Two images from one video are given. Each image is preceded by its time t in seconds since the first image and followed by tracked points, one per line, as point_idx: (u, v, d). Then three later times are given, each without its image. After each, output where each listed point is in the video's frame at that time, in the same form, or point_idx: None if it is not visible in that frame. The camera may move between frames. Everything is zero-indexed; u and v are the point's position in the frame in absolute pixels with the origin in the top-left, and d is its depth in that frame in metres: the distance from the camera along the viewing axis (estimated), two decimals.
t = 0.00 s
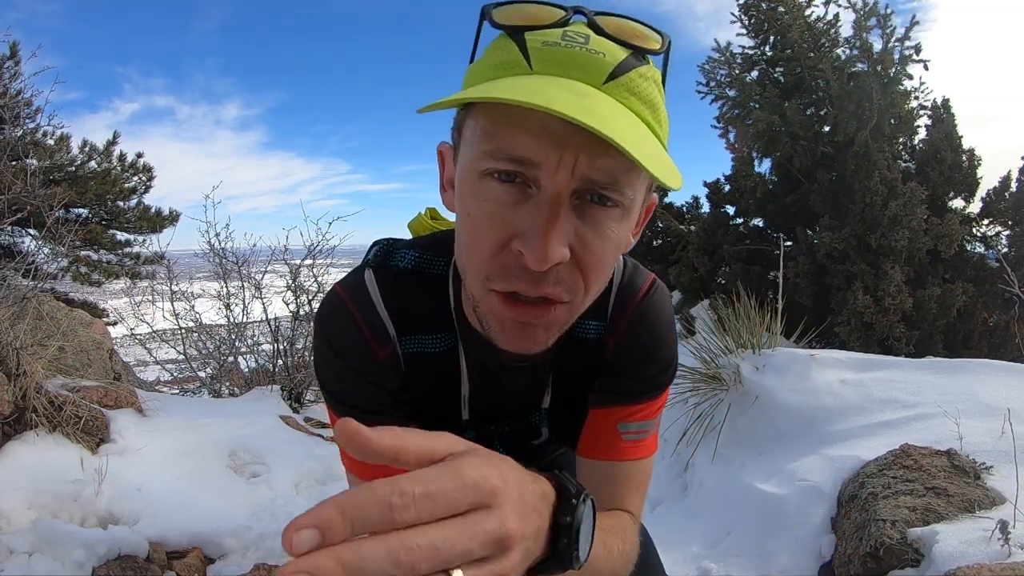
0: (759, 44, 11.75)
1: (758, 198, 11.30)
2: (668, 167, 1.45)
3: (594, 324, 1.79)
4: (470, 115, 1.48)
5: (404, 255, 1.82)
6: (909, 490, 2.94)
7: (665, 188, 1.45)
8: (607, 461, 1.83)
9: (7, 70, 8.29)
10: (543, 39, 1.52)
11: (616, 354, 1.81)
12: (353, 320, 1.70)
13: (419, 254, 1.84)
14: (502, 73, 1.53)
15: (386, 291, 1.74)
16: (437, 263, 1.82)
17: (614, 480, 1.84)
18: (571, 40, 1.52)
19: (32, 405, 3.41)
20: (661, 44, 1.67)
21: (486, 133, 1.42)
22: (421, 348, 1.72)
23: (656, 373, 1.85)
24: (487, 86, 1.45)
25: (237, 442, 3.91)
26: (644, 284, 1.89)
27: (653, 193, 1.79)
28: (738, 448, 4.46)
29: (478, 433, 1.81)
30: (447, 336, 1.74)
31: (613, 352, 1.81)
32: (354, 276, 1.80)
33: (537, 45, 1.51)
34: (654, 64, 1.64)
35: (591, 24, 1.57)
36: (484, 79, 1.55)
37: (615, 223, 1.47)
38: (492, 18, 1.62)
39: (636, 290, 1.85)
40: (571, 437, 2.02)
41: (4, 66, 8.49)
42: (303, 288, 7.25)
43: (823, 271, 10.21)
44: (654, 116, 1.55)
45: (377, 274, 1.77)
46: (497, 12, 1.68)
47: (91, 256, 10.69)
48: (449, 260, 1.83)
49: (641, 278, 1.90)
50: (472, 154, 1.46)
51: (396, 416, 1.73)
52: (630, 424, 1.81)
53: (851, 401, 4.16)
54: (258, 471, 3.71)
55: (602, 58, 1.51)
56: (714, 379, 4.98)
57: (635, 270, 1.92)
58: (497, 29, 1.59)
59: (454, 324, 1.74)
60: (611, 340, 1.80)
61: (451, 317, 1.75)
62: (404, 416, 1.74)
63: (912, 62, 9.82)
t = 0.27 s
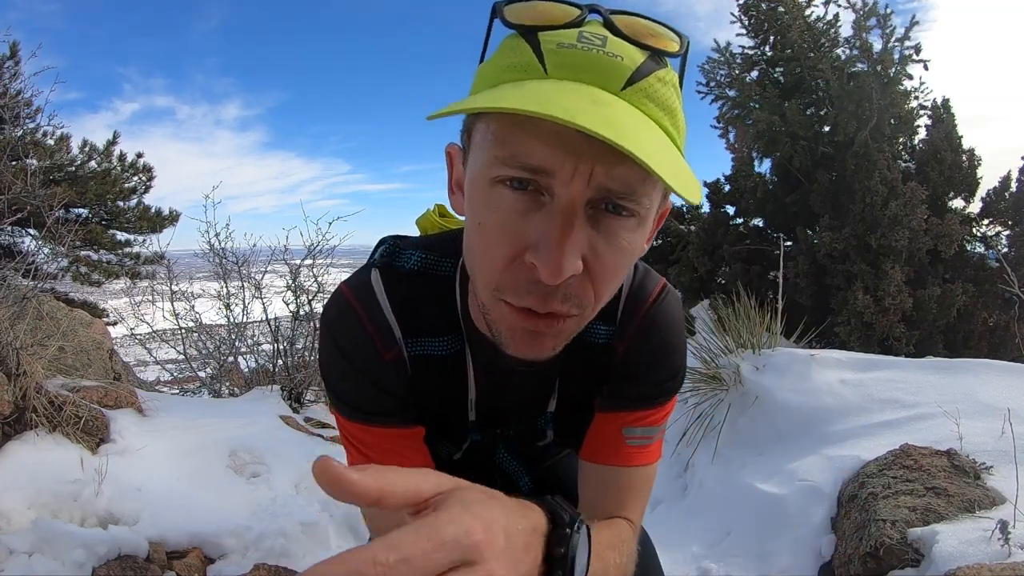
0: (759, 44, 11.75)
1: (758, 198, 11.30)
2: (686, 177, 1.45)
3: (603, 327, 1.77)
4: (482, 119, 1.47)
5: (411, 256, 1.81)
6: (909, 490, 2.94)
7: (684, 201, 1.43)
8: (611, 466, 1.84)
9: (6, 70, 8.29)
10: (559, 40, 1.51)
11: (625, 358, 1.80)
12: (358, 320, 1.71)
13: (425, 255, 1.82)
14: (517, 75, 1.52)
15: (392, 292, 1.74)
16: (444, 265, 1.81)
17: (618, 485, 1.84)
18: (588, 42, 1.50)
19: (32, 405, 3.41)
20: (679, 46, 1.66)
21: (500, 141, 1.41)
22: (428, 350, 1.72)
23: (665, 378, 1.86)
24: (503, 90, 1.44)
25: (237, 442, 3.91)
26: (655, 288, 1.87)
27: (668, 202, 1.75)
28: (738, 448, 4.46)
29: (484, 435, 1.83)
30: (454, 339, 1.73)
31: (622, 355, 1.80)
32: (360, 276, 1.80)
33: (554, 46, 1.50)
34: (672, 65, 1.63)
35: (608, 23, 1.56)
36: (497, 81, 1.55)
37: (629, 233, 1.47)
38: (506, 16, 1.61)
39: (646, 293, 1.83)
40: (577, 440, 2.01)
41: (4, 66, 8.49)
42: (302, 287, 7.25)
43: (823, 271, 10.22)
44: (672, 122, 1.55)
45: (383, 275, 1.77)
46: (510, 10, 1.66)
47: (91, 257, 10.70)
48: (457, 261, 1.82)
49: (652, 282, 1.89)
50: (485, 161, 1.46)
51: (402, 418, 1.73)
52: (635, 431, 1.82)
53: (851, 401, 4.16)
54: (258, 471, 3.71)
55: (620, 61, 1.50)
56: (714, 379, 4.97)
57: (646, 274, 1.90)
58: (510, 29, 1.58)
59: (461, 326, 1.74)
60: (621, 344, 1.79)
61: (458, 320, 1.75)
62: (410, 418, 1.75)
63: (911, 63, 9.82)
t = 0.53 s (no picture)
0: (759, 44, 11.75)
1: (758, 198, 11.30)
2: (681, 186, 1.44)
3: (600, 330, 1.78)
4: (482, 121, 1.46)
5: (412, 255, 1.82)
6: (909, 490, 2.94)
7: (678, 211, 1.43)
8: (608, 467, 1.83)
9: (6, 70, 8.28)
10: (561, 45, 1.51)
11: (623, 358, 1.80)
12: (359, 318, 1.70)
13: (426, 253, 1.83)
14: (517, 80, 1.53)
15: (393, 291, 1.74)
16: (445, 264, 1.82)
17: (617, 485, 1.83)
18: (589, 48, 1.51)
19: (32, 405, 3.41)
20: (683, 55, 1.65)
21: (498, 141, 1.40)
22: (429, 349, 1.73)
23: (663, 380, 1.84)
24: (500, 95, 1.44)
25: (237, 442, 3.91)
26: (654, 289, 1.87)
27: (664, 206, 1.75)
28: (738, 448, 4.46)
29: (483, 433, 1.84)
30: (454, 337, 1.74)
31: (620, 356, 1.80)
32: (362, 275, 1.80)
33: (555, 52, 1.51)
34: (674, 75, 1.63)
35: (611, 30, 1.56)
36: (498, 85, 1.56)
37: (625, 238, 1.47)
38: (509, 20, 1.62)
39: (644, 294, 1.83)
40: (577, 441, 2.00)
41: (4, 66, 8.49)
42: (302, 287, 7.24)
43: (823, 271, 10.22)
44: (670, 132, 1.55)
45: (384, 274, 1.77)
46: (514, 13, 1.67)
47: (91, 256, 10.70)
48: (457, 260, 1.83)
49: (651, 283, 1.89)
50: (483, 159, 1.45)
51: (402, 417, 1.73)
52: (632, 431, 1.81)
53: (851, 401, 4.17)
54: (258, 471, 3.71)
55: (619, 69, 1.50)
56: (714, 379, 4.97)
57: (645, 275, 1.91)
58: (514, 33, 1.59)
59: (462, 325, 1.75)
60: (619, 345, 1.79)
61: (459, 318, 1.75)
62: (410, 416, 1.75)
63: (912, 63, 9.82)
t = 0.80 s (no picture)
0: (759, 44, 11.74)
1: (758, 198, 11.30)
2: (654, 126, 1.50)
3: (595, 321, 1.77)
4: (464, 104, 1.54)
5: (409, 249, 1.85)
6: (909, 490, 2.94)
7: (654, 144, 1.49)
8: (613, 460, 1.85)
9: (6, 70, 8.28)
10: (525, 27, 1.53)
11: (621, 351, 1.80)
12: (358, 314, 1.71)
13: (423, 248, 1.85)
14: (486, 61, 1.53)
15: (392, 286, 1.74)
16: (442, 257, 1.83)
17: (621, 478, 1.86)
18: (551, 27, 1.52)
19: (32, 405, 3.41)
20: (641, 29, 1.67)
21: (479, 114, 1.48)
22: (427, 342, 1.72)
23: (662, 374, 1.86)
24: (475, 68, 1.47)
25: (237, 442, 3.91)
26: (651, 283, 1.88)
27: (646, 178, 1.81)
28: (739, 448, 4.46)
29: (480, 428, 1.77)
30: (451, 328, 1.73)
31: (618, 349, 1.79)
32: (361, 273, 1.81)
33: (519, 33, 1.52)
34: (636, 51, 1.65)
35: (571, 14, 1.59)
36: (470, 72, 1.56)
37: (610, 195, 1.49)
38: (473, 17, 1.64)
39: (641, 288, 1.84)
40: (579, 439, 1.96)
41: (4, 66, 8.49)
42: (302, 288, 7.25)
43: (823, 271, 10.22)
44: (639, 95, 1.54)
45: (383, 269, 1.79)
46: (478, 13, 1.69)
47: (91, 256, 10.70)
48: (454, 254, 1.84)
49: (648, 277, 1.89)
50: (465, 141, 1.51)
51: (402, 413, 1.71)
52: (633, 424, 1.84)
53: (851, 401, 4.17)
54: (258, 471, 3.71)
55: (582, 41, 1.51)
56: (714, 379, 4.97)
57: (641, 270, 1.91)
58: (480, 26, 1.60)
59: (459, 317, 1.74)
60: (617, 340, 1.79)
61: (457, 310, 1.75)
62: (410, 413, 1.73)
63: (912, 63, 9.82)
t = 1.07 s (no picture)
0: (759, 44, 11.74)
1: (758, 198, 11.30)
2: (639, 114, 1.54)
3: (598, 320, 1.77)
4: (451, 105, 1.56)
5: (403, 250, 1.85)
6: (909, 490, 2.94)
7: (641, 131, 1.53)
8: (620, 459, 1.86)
9: (6, 70, 8.28)
10: (507, 24, 1.54)
11: (622, 352, 1.80)
12: (352, 318, 1.71)
13: (417, 249, 1.86)
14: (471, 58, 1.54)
15: (386, 289, 1.74)
16: (436, 258, 1.83)
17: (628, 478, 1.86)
18: (535, 21, 1.53)
19: (32, 405, 3.41)
20: (618, 20, 1.69)
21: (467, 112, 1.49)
22: (420, 344, 1.71)
23: (662, 373, 1.87)
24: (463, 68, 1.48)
25: (237, 442, 3.91)
26: (648, 282, 1.87)
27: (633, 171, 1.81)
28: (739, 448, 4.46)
29: (480, 430, 1.79)
30: (445, 330, 1.73)
31: (620, 350, 1.79)
32: (355, 276, 1.81)
33: (503, 30, 1.53)
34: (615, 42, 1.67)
35: (550, 8, 1.60)
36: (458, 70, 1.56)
37: (600, 187, 1.50)
38: (454, 16, 1.64)
39: (640, 288, 1.84)
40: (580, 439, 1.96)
41: (4, 66, 8.49)
42: (302, 288, 7.24)
43: (823, 271, 10.22)
44: (624, 85, 1.56)
45: (377, 272, 1.79)
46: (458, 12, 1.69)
47: (91, 256, 10.70)
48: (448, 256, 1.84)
49: (646, 277, 1.89)
50: (454, 140, 1.52)
51: (397, 416, 1.71)
52: (639, 422, 1.85)
53: (850, 401, 4.17)
54: (258, 471, 3.71)
55: (565, 34, 1.53)
56: (714, 379, 4.98)
57: (638, 269, 1.91)
58: (461, 25, 1.61)
59: (454, 319, 1.74)
60: (620, 339, 1.78)
61: (450, 312, 1.75)
62: (405, 414, 1.73)
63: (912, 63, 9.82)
